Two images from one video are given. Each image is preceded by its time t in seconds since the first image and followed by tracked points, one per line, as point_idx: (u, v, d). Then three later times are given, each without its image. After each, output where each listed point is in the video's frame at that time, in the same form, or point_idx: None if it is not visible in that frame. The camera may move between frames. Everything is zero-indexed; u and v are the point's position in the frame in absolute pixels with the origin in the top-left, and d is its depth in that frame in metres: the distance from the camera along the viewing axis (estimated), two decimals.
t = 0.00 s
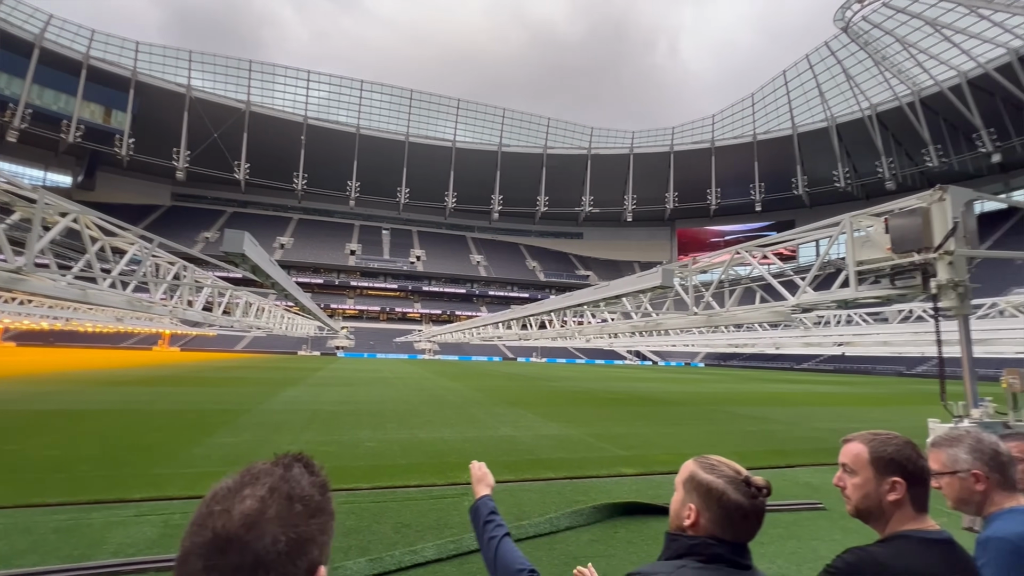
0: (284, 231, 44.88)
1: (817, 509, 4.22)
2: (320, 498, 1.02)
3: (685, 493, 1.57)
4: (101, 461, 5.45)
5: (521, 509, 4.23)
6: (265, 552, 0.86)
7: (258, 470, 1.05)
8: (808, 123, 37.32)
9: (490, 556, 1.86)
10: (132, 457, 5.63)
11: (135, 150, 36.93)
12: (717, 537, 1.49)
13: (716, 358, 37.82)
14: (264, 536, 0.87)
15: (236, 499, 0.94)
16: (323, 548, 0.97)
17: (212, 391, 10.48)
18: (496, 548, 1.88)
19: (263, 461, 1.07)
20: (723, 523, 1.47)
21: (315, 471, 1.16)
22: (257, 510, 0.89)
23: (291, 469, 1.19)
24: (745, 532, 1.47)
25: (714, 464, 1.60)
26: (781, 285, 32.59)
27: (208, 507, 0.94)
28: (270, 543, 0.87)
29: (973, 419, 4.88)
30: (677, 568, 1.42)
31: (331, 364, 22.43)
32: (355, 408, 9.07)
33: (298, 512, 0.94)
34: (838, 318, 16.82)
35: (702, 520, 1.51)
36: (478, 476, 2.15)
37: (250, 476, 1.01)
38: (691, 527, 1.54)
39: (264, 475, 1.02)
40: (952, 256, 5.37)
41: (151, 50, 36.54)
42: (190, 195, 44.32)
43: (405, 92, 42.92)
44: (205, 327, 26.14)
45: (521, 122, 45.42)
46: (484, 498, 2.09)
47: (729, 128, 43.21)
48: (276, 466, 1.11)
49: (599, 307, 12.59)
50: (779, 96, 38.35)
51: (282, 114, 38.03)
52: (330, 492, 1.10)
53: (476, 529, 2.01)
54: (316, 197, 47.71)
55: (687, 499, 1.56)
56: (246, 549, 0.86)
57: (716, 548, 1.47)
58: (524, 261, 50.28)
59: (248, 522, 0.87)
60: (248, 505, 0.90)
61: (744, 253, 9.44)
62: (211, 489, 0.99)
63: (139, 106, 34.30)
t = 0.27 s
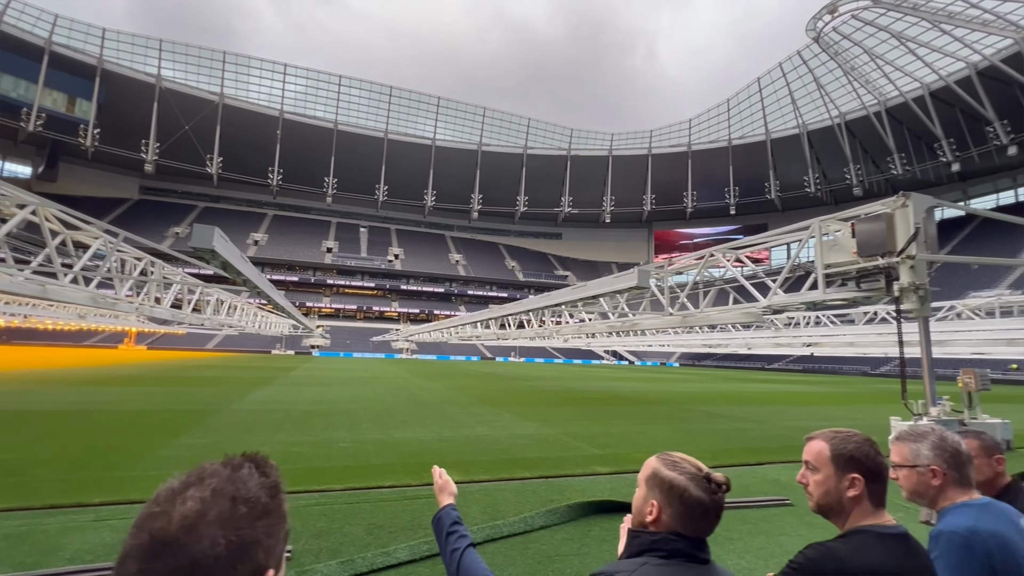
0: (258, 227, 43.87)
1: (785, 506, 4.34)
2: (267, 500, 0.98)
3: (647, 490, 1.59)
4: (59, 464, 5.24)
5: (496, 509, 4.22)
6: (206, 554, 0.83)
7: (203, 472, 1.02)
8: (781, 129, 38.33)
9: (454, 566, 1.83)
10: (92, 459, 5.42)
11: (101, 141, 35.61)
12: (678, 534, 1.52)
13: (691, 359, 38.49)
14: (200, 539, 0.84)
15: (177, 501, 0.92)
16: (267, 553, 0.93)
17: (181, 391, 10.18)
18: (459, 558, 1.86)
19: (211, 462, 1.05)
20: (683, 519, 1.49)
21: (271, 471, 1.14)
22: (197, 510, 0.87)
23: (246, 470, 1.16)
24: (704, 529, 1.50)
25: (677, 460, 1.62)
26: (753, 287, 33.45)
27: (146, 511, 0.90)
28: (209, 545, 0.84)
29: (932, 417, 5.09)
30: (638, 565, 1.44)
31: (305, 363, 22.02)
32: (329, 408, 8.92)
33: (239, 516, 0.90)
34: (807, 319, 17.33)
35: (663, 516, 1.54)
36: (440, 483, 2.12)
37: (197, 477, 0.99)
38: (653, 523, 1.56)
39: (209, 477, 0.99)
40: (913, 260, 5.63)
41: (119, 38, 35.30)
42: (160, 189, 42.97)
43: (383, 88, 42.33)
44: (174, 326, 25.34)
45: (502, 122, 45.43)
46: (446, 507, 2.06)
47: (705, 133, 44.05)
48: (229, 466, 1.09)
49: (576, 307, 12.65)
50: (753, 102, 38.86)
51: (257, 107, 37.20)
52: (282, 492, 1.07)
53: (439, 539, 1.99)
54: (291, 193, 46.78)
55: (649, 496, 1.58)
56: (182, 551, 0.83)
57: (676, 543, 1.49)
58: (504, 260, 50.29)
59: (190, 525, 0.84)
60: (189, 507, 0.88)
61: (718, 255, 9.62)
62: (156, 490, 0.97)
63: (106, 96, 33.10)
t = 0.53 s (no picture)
0: (232, 224, 42.84)
1: (754, 503, 4.44)
2: (208, 504, 0.95)
3: (615, 492, 1.60)
4: (16, 467, 5.02)
5: (472, 509, 4.21)
6: (134, 563, 0.81)
7: (146, 478, 1.00)
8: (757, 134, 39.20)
9: None
10: (52, 462, 5.22)
11: (66, 132, 34.31)
12: (643, 531, 1.54)
13: (667, 359, 39.06)
14: (127, 545, 0.82)
15: (117, 508, 0.90)
16: (207, 561, 0.91)
17: (150, 391, 9.88)
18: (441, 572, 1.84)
19: (162, 464, 1.04)
20: (649, 515, 1.52)
21: (226, 474, 1.12)
22: (132, 518, 0.86)
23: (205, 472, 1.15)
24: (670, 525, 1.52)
25: (644, 459, 1.64)
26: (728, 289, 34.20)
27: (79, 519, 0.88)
28: (140, 552, 0.82)
29: (895, 415, 5.28)
30: (601, 567, 1.45)
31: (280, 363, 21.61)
32: (304, 408, 8.77)
33: (174, 521, 0.88)
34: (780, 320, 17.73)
35: (632, 515, 1.55)
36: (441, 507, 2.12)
37: (145, 478, 0.98)
38: (621, 523, 1.57)
39: (149, 483, 0.97)
40: (879, 264, 5.85)
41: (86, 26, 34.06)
42: (129, 182, 41.63)
43: (364, 85, 41.82)
44: (143, 324, 24.57)
45: (483, 121, 45.32)
46: (438, 529, 2.07)
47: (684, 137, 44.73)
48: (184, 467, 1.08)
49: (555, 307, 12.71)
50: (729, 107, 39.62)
51: (232, 101, 36.33)
52: (230, 498, 1.04)
53: (425, 559, 1.97)
54: (267, 189, 45.83)
55: (617, 496, 1.58)
56: (111, 557, 0.81)
57: (641, 541, 1.52)
58: (484, 260, 50.18)
59: (122, 530, 0.84)
60: (124, 514, 0.87)
61: (694, 257, 9.79)
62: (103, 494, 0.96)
63: (72, 85, 31.90)
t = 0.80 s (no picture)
0: (206, 220, 41.78)
1: (725, 500, 4.54)
2: (162, 511, 0.93)
3: (577, 492, 1.60)
4: None
5: (448, 510, 4.19)
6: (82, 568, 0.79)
7: (101, 482, 0.97)
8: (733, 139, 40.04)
9: None
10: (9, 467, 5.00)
11: (28, 123, 33.00)
12: (601, 527, 1.57)
13: (645, 359, 39.61)
14: (74, 551, 0.80)
15: (67, 512, 0.88)
16: (158, 567, 0.89)
17: (116, 392, 9.56)
18: None
19: (118, 469, 1.01)
20: (609, 508, 1.56)
21: (187, 478, 1.10)
22: (80, 525, 0.83)
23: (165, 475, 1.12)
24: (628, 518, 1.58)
25: (602, 457, 1.67)
26: (704, 290, 34.88)
27: (30, 521, 0.86)
28: (90, 560, 0.80)
29: (861, 413, 5.46)
30: (559, 569, 1.44)
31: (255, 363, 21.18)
32: (278, 409, 8.61)
33: (122, 528, 0.85)
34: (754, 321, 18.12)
35: (596, 512, 1.57)
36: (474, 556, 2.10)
37: (97, 484, 0.95)
38: (585, 523, 1.58)
39: (102, 487, 0.94)
40: (847, 266, 6.05)
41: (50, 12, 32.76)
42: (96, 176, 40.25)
43: (343, 81, 41.17)
44: (109, 322, 23.78)
45: (464, 120, 45.16)
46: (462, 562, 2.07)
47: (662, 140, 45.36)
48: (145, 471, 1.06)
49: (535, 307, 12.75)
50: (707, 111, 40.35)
51: (206, 94, 35.42)
52: (188, 505, 1.02)
53: None
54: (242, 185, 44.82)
55: (583, 498, 1.58)
56: (58, 565, 0.80)
57: (597, 538, 1.54)
58: (464, 260, 50.02)
59: (68, 539, 0.81)
60: (72, 520, 0.85)
61: (671, 259, 9.93)
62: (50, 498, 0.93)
63: (35, 74, 30.68)
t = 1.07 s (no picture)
0: (176, 216, 40.56)
1: (697, 497, 4.61)
2: (115, 517, 0.91)
3: (522, 488, 1.62)
4: None
5: (422, 511, 4.16)
6: None
7: (49, 488, 0.94)
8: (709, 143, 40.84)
9: None
10: None
11: None
12: (548, 522, 1.58)
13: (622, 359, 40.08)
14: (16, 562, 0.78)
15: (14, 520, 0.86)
16: None
17: (78, 394, 9.20)
18: None
19: (72, 474, 0.98)
20: (549, 502, 1.57)
21: (145, 484, 1.07)
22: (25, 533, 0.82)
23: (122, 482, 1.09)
24: (572, 512, 1.58)
25: (546, 452, 1.69)
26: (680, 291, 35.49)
27: None
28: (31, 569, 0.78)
29: (828, 411, 5.63)
30: (507, 568, 1.45)
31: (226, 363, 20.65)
32: (250, 411, 8.41)
33: (72, 537, 0.83)
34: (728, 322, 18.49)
35: (537, 507, 1.59)
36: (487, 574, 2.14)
37: (46, 489, 0.92)
38: (532, 518, 1.59)
39: (51, 493, 0.91)
40: (816, 269, 6.25)
41: None
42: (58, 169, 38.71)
43: (320, 76, 40.36)
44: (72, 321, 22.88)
45: (444, 119, 44.87)
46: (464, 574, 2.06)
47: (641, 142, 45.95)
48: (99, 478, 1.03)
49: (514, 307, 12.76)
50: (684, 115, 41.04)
51: (177, 87, 34.35)
52: (142, 511, 0.99)
53: None
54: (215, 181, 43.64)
55: (525, 492, 1.60)
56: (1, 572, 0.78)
57: (545, 533, 1.55)
58: (443, 259, 49.70)
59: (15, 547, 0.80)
60: (21, 527, 0.83)
61: (647, 260, 10.06)
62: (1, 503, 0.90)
63: None
